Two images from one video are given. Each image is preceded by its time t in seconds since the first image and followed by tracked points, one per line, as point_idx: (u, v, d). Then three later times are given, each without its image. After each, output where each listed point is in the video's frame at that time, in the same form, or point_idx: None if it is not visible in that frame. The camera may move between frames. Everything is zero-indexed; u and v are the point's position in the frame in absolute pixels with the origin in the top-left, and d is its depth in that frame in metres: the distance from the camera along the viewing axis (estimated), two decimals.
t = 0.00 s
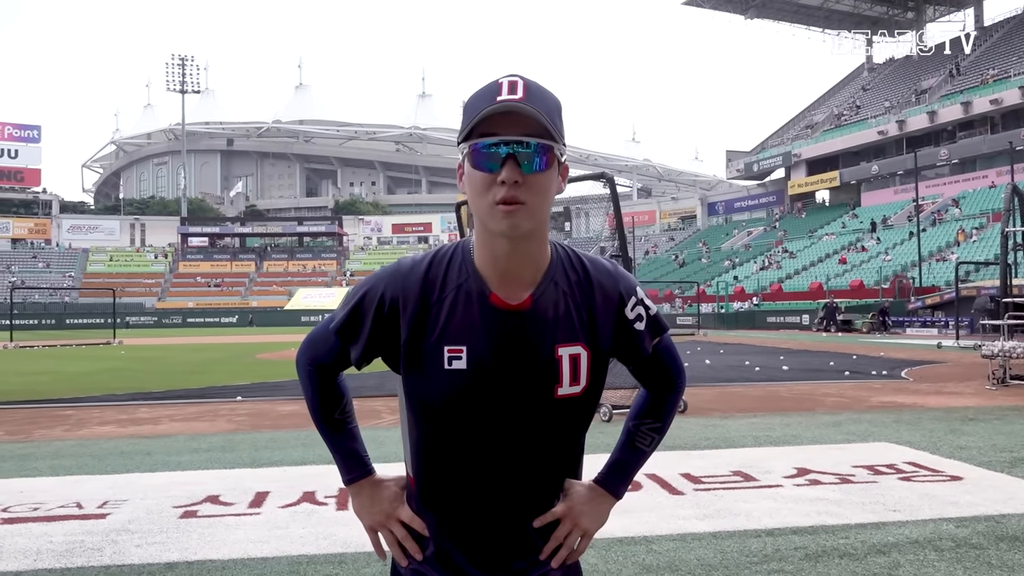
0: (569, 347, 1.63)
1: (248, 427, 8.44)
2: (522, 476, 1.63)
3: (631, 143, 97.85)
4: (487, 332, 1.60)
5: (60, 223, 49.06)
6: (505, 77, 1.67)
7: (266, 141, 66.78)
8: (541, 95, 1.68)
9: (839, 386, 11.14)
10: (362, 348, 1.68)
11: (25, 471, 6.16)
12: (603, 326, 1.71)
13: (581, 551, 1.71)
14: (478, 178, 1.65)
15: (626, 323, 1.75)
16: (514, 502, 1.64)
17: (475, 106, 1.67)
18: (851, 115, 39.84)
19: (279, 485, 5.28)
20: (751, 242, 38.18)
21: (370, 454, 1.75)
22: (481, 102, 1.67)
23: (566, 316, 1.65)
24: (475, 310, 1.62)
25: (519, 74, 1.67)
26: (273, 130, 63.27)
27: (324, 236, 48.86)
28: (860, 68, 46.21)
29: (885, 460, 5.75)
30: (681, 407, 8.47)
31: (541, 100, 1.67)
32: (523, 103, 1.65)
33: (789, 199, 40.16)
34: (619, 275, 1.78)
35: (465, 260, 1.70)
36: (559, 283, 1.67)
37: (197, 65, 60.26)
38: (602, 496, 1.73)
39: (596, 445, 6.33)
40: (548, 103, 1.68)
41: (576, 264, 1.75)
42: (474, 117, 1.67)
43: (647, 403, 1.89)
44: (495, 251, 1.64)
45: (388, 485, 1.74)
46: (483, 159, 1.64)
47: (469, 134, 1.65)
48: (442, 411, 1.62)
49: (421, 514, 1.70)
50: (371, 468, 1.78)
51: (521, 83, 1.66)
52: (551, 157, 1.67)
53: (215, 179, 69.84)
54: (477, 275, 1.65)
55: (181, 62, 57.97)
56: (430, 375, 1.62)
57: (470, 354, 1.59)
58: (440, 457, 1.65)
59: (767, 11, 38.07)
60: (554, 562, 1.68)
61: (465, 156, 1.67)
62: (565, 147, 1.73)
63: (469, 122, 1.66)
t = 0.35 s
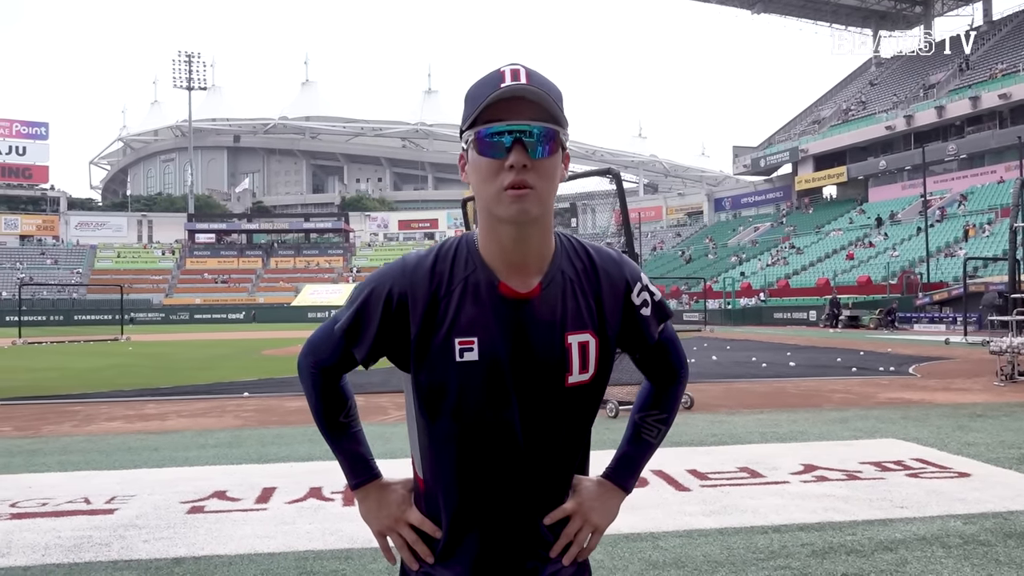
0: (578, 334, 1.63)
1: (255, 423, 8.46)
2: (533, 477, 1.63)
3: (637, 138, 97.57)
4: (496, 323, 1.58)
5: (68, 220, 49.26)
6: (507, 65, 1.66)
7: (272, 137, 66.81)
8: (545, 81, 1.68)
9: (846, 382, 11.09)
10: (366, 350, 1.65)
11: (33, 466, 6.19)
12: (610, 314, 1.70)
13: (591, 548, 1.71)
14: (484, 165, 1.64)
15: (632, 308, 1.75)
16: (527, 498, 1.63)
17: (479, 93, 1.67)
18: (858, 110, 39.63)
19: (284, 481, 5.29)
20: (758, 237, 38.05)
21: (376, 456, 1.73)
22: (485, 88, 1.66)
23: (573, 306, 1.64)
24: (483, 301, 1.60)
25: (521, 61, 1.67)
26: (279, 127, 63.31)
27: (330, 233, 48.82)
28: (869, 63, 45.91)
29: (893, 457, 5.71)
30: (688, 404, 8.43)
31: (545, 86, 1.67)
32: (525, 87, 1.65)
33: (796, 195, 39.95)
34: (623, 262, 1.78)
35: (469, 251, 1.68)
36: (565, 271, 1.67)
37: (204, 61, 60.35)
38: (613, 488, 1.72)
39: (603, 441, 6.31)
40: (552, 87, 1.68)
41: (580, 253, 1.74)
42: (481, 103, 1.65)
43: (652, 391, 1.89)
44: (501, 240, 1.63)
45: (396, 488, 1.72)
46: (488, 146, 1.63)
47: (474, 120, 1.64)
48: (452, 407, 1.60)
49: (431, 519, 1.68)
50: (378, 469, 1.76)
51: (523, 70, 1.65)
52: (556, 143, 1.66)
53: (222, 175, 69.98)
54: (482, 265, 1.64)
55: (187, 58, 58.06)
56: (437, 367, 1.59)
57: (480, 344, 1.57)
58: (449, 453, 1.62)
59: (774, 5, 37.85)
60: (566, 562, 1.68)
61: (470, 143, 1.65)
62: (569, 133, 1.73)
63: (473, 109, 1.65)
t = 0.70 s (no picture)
0: (575, 306, 1.62)
1: (258, 421, 8.47)
2: (535, 457, 1.60)
3: (642, 139, 97.44)
4: (496, 297, 1.58)
5: (74, 216, 49.45)
6: (508, 51, 1.67)
7: (277, 135, 66.91)
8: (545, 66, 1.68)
9: (850, 384, 11.05)
10: (373, 325, 1.69)
11: (36, 462, 6.20)
12: (609, 293, 1.69)
13: (602, 551, 1.68)
14: (486, 145, 1.64)
15: (630, 286, 1.73)
16: (531, 475, 1.60)
17: (479, 76, 1.67)
18: (864, 111, 39.52)
19: (287, 479, 5.29)
20: (763, 239, 37.97)
21: (381, 444, 1.73)
22: (486, 72, 1.67)
23: (573, 280, 1.64)
24: (484, 275, 1.61)
25: (520, 47, 1.68)
26: (285, 125, 63.42)
27: (334, 231, 48.42)
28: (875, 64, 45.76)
29: (897, 460, 5.68)
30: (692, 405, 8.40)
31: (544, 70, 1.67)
32: (528, 71, 1.65)
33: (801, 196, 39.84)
34: (619, 242, 1.78)
35: (468, 232, 1.70)
36: (562, 247, 1.67)
37: (210, 59, 60.46)
38: (616, 476, 1.69)
39: (606, 442, 6.30)
40: (553, 71, 1.68)
41: (579, 233, 1.75)
42: (483, 85, 1.65)
43: (655, 382, 1.86)
44: (501, 216, 1.65)
45: (402, 477, 1.70)
46: (493, 125, 1.63)
47: (475, 104, 1.64)
48: (452, 379, 1.59)
49: (431, 500, 1.66)
50: (383, 458, 1.74)
51: (522, 55, 1.66)
52: (554, 124, 1.67)
53: (227, 173, 70.21)
54: (482, 241, 1.66)
55: (194, 56, 58.18)
56: (435, 338, 1.60)
57: (478, 311, 1.58)
58: (450, 431, 1.61)
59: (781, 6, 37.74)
60: (576, 563, 1.64)
61: (473, 125, 1.65)
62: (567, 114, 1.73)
63: (475, 91, 1.65)
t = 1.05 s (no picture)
0: (579, 304, 1.63)
1: (257, 415, 8.48)
2: (541, 453, 1.59)
3: (647, 141, 97.48)
4: (502, 292, 1.58)
5: (77, 207, 49.48)
6: (514, 58, 1.68)
7: (282, 131, 66.90)
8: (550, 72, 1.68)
9: (849, 391, 11.03)
10: (379, 322, 1.68)
11: (34, 452, 6.21)
12: (611, 293, 1.70)
13: (605, 554, 1.68)
14: (493, 149, 1.64)
15: (631, 289, 1.74)
16: (534, 473, 1.59)
17: (486, 82, 1.67)
18: (869, 119, 39.51)
19: (285, 474, 5.29)
20: (766, 244, 37.95)
21: (383, 443, 1.72)
22: (493, 78, 1.67)
23: (576, 281, 1.65)
24: (490, 271, 1.61)
25: (527, 55, 1.69)
26: (290, 120, 63.38)
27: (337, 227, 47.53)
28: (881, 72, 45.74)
29: (895, 468, 5.68)
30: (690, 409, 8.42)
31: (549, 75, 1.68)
32: (532, 77, 1.66)
33: (804, 202, 39.81)
34: (621, 246, 1.78)
35: (474, 232, 1.70)
36: (565, 249, 1.68)
37: (217, 53, 60.44)
38: (616, 477, 1.69)
39: (605, 444, 6.30)
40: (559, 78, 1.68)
41: (581, 237, 1.75)
42: (489, 90, 1.66)
43: (654, 386, 1.86)
44: (505, 218, 1.65)
45: (403, 476, 1.69)
46: (498, 130, 1.63)
47: (482, 108, 1.65)
48: (457, 374, 1.58)
49: (433, 496, 1.65)
50: (384, 458, 1.74)
51: (529, 63, 1.66)
52: (560, 129, 1.67)
53: (231, 168, 70.31)
54: (487, 239, 1.65)
55: (200, 49, 58.15)
56: (440, 331, 1.59)
57: (486, 304, 1.57)
58: (455, 428, 1.60)
59: (790, 12, 37.71)
60: (578, 563, 1.64)
61: (479, 129, 1.65)
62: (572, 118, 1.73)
63: (482, 96, 1.66)
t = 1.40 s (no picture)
0: (575, 303, 1.61)
1: (257, 411, 8.47)
2: (534, 449, 1.58)
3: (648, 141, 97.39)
4: (496, 290, 1.57)
5: (77, 202, 49.42)
6: (511, 54, 1.67)
7: (284, 127, 66.85)
8: (544, 69, 1.67)
9: (848, 392, 11.03)
10: (375, 318, 1.67)
11: (34, 446, 6.20)
12: (609, 292, 1.69)
13: (597, 551, 1.66)
14: (486, 148, 1.65)
15: (628, 290, 1.73)
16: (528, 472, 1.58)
17: (482, 80, 1.67)
18: (871, 120, 39.52)
19: (284, 470, 5.29)
20: (766, 244, 37.93)
21: (378, 438, 1.71)
22: (487, 76, 1.67)
23: (573, 280, 1.64)
24: (485, 269, 1.60)
25: (523, 51, 1.68)
26: (291, 117, 63.29)
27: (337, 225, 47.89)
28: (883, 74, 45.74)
29: (894, 469, 5.69)
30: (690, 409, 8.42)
31: (544, 71, 1.67)
32: (527, 76, 1.65)
33: (805, 203, 39.81)
34: (620, 246, 1.77)
35: (472, 229, 1.69)
36: (563, 247, 1.67)
37: (219, 49, 60.37)
38: (611, 477, 1.68)
39: (603, 443, 6.29)
40: (553, 75, 1.68)
41: (579, 235, 1.74)
42: (483, 87, 1.66)
43: (651, 385, 1.85)
44: (501, 216, 1.64)
45: (398, 472, 1.68)
46: (490, 127, 1.63)
47: (475, 105, 1.65)
48: (450, 372, 1.57)
49: (430, 495, 1.64)
50: (379, 453, 1.73)
51: (526, 58, 1.66)
52: (554, 127, 1.66)
53: (232, 163, 70.25)
54: (484, 237, 1.65)
55: (202, 45, 58.10)
56: (436, 332, 1.59)
57: (478, 304, 1.56)
58: (449, 425, 1.59)
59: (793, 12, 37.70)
60: (570, 560, 1.63)
61: (473, 127, 1.66)
62: (568, 115, 1.72)
63: (476, 94, 1.66)
